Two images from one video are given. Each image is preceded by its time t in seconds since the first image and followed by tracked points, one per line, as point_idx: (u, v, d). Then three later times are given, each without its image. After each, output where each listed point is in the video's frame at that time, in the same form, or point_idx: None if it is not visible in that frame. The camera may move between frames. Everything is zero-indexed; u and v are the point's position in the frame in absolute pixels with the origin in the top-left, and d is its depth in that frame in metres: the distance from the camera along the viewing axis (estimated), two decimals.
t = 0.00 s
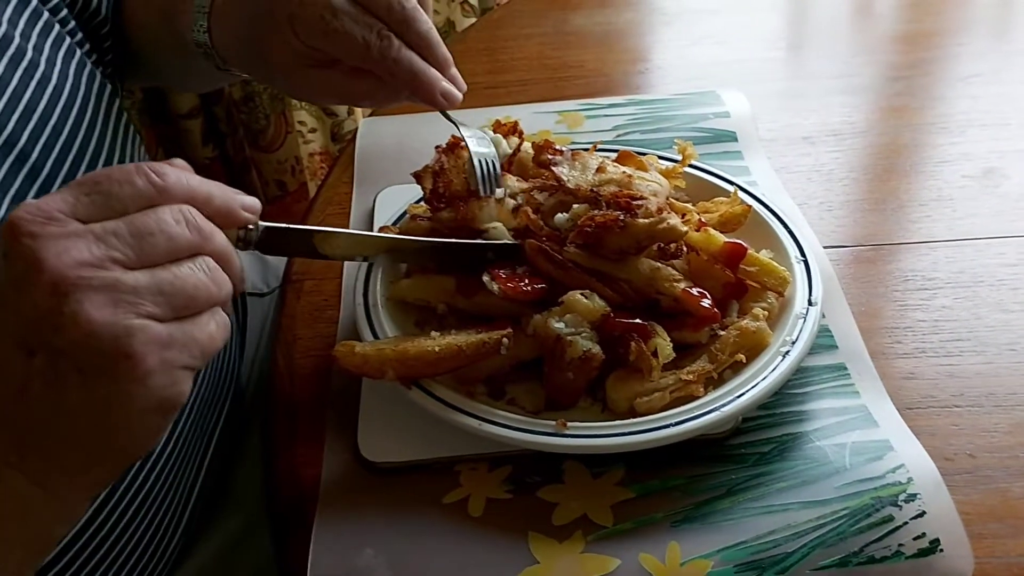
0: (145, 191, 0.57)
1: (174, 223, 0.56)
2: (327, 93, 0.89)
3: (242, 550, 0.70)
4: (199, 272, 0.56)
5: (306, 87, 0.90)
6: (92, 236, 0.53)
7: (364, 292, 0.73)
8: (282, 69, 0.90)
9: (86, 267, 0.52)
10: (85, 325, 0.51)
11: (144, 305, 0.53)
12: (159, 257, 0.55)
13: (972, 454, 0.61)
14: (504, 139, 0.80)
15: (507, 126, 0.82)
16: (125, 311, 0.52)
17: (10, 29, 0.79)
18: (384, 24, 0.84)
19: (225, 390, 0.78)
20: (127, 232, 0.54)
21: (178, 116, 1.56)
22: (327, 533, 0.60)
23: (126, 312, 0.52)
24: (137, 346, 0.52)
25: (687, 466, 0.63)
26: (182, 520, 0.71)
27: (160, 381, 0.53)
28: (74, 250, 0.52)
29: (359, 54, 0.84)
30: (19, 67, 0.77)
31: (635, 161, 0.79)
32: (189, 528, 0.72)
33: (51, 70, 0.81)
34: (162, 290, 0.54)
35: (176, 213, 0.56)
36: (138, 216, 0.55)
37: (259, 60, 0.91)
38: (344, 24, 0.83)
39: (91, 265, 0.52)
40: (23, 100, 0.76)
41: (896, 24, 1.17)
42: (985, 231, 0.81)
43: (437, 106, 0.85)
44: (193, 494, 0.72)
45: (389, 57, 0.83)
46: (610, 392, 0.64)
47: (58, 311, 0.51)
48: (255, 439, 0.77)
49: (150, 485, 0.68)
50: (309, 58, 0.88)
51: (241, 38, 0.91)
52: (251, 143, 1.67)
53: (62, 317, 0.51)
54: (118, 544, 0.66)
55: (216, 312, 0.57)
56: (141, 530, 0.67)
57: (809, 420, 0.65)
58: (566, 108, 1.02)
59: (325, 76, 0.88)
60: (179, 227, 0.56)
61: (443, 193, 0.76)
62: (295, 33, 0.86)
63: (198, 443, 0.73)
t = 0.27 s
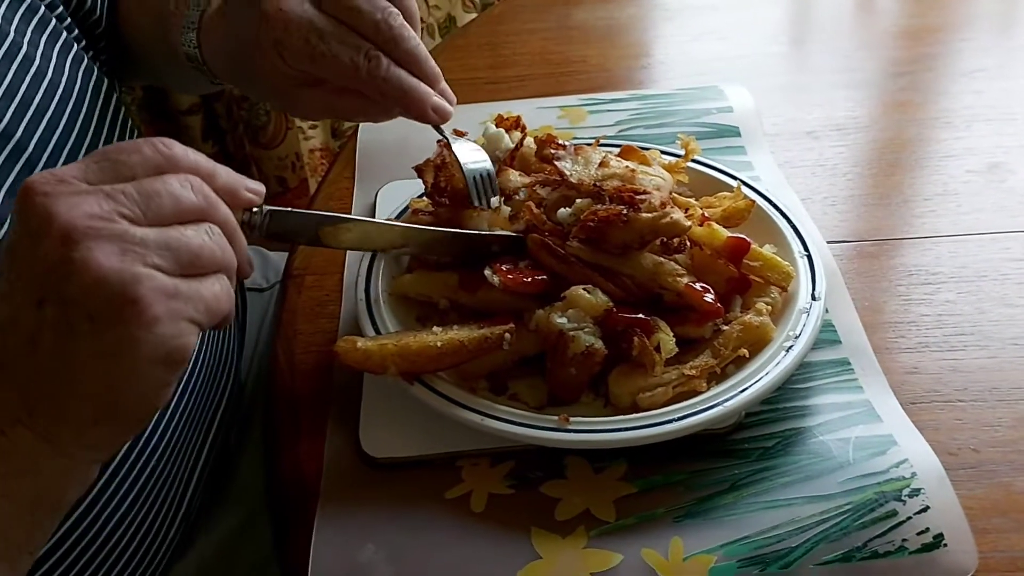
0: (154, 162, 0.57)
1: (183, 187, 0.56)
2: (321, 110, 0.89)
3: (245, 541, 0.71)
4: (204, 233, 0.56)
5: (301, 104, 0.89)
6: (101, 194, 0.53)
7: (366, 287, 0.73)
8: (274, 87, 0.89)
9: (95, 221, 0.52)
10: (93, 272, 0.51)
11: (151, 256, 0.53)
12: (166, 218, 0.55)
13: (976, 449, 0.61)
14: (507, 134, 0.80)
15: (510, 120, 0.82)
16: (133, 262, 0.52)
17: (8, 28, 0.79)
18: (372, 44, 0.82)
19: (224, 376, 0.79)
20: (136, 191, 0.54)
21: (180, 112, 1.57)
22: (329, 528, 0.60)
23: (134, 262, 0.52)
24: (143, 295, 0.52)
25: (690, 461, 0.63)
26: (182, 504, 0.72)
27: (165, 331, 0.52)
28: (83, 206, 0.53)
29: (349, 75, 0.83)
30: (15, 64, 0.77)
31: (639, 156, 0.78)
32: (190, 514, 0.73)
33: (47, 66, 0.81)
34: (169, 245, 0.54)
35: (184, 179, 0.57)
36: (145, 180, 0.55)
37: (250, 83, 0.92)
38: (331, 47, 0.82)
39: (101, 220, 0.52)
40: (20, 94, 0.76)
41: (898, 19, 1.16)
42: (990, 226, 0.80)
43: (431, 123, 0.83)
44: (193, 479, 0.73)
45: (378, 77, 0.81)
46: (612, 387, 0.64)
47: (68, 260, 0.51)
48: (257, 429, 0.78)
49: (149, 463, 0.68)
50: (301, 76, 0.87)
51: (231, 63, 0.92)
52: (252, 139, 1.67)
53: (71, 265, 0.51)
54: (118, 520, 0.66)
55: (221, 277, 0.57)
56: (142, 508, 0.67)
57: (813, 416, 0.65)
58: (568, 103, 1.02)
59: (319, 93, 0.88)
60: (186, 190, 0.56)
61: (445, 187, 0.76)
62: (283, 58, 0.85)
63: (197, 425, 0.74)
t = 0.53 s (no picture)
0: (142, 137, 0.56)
1: (170, 155, 0.55)
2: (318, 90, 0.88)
3: (245, 537, 0.72)
4: (193, 203, 0.55)
5: (299, 85, 0.89)
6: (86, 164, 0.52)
7: (365, 283, 0.72)
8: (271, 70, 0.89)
9: (79, 192, 0.51)
10: (77, 241, 0.50)
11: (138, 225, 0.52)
12: (154, 187, 0.54)
13: (979, 444, 0.61)
14: (507, 129, 0.81)
15: (511, 114, 0.83)
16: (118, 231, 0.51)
17: None
18: (371, 19, 0.82)
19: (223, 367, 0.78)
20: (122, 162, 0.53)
21: (176, 108, 1.57)
22: (329, 525, 0.60)
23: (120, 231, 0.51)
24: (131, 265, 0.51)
25: (692, 456, 0.63)
26: (179, 496, 0.70)
27: (155, 302, 0.52)
28: (67, 177, 0.51)
29: (348, 51, 0.82)
30: (5, 57, 0.76)
31: (639, 151, 0.78)
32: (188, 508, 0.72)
33: (38, 59, 0.80)
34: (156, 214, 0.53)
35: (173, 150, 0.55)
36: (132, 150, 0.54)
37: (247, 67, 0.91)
38: (330, 21, 0.82)
39: (85, 188, 0.51)
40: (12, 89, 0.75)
41: (899, 12, 1.16)
42: (992, 220, 0.80)
43: (429, 101, 0.84)
44: (191, 471, 0.72)
45: (378, 52, 0.81)
46: (613, 382, 0.64)
47: (52, 231, 0.50)
48: (255, 425, 0.78)
49: (145, 451, 0.67)
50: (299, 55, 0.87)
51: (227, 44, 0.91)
52: (249, 136, 1.67)
53: (55, 237, 0.50)
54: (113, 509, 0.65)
55: (214, 247, 0.56)
56: (138, 497, 0.66)
57: (815, 411, 0.65)
58: (567, 97, 1.01)
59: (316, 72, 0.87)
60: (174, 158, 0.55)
61: (445, 182, 0.75)
62: (283, 33, 0.85)
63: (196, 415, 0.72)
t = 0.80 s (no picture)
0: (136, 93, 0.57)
1: (157, 105, 0.55)
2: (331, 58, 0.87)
3: (247, 539, 0.71)
4: (188, 150, 0.55)
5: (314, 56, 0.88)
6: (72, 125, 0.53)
7: (368, 281, 0.72)
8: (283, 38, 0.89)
9: (66, 148, 0.52)
10: (68, 201, 0.50)
11: (126, 173, 0.52)
12: (144, 137, 0.54)
13: (985, 442, 0.60)
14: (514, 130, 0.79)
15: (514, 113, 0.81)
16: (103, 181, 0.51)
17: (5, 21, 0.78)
18: None
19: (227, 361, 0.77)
20: (110, 116, 0.54)
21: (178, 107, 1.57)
22: (333, 524, 0.60)
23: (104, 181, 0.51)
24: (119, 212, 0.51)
25: (697, 456, 0.62)
26: (185, 497, 0.70)
27: (154, 261, 0.51)
28: (56, 137, 0.52)
29: None
30: (12, 56, 0.76)
31: (643, 148, 0.78)
32: (190, 503, 0.71)
33: (43, 59, 0.80)
34: (144, 158, 0.53)
35: (164, 100, 0.56)
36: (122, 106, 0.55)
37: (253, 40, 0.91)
38: None
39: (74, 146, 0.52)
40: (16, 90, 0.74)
41: (902, 9, 1.15)
42: (997, 218, 0.80)
43: (442, 66, 0.83)
44: (196, 473, 0.72)
45: None
46: (618, 381, 0.64)
47: (42, 192, 0.51)
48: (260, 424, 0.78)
49: (144, 441, 0.66)
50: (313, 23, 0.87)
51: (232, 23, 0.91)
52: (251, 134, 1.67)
53: (45, 198, 0.50)
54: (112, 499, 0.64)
55: (219, 196, 0.56)
56: (141, 485, 0.66)
57: (820, 410, 0.65)
58: (570, 95, 1.01)
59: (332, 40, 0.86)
60: (165, 107, 0.55)
61: (448, 181, 0.76)
62: None
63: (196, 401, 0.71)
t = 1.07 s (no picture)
0: (115, 139, 0.43)
1: (148, 151, 0.43)
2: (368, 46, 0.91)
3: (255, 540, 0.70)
4: (223, 210, 0.44)
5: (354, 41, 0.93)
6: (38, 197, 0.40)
7: (372, 279, 0.72)
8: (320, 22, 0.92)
9: (100, 243, 0.41)
10: (114, 310, 0.40)
11: (148, 248, 0.41)
12: (172, 204, 0.43)
13: (991, 440, 0.60)
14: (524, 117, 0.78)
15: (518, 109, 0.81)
16: (146, 271, 0.41)
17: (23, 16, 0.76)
18: None
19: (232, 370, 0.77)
20: (94, 184, 0.42)
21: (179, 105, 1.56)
22: (338, 523, 0.59)
23: (133, 266, 0.41)
24: (164, 308, 0.41)
25: (701, 454, 0.62)
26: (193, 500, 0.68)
27: (216, 355, 0.42)
28: (88, 226, 0.41)
29: None
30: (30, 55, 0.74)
31: (648, 146, 0.78)
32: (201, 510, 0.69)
33: (62, 59, 0.78)
34: (199, 217, 0.43)
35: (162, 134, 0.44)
36: (128, 166, 0.43)
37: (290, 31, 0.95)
38: None
39: (51, 217, 0.40)
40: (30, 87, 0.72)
41: (906, 6, 1.15)
42: (1002, 215, 0.80)
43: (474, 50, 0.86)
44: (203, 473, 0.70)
45: None
46: (622, 380, 0.63)
47: (82, 301, 0.40)
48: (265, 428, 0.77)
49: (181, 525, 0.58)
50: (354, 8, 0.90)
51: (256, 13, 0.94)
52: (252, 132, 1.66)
53: (86, 302, 0.40)
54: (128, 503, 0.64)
55: (266, 250, 0.45)
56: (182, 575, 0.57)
57: (826, 408, 0.64)
58: (574, 92, 1.01)
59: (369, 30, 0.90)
60: (179, 163, 0.44)
61: (452, 178, 0.76)
62: None
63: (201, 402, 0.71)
